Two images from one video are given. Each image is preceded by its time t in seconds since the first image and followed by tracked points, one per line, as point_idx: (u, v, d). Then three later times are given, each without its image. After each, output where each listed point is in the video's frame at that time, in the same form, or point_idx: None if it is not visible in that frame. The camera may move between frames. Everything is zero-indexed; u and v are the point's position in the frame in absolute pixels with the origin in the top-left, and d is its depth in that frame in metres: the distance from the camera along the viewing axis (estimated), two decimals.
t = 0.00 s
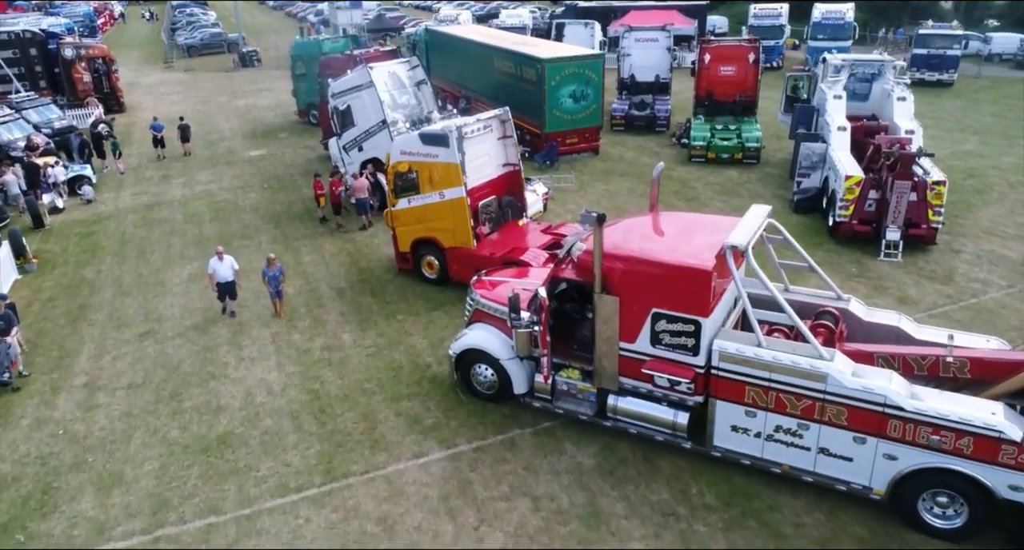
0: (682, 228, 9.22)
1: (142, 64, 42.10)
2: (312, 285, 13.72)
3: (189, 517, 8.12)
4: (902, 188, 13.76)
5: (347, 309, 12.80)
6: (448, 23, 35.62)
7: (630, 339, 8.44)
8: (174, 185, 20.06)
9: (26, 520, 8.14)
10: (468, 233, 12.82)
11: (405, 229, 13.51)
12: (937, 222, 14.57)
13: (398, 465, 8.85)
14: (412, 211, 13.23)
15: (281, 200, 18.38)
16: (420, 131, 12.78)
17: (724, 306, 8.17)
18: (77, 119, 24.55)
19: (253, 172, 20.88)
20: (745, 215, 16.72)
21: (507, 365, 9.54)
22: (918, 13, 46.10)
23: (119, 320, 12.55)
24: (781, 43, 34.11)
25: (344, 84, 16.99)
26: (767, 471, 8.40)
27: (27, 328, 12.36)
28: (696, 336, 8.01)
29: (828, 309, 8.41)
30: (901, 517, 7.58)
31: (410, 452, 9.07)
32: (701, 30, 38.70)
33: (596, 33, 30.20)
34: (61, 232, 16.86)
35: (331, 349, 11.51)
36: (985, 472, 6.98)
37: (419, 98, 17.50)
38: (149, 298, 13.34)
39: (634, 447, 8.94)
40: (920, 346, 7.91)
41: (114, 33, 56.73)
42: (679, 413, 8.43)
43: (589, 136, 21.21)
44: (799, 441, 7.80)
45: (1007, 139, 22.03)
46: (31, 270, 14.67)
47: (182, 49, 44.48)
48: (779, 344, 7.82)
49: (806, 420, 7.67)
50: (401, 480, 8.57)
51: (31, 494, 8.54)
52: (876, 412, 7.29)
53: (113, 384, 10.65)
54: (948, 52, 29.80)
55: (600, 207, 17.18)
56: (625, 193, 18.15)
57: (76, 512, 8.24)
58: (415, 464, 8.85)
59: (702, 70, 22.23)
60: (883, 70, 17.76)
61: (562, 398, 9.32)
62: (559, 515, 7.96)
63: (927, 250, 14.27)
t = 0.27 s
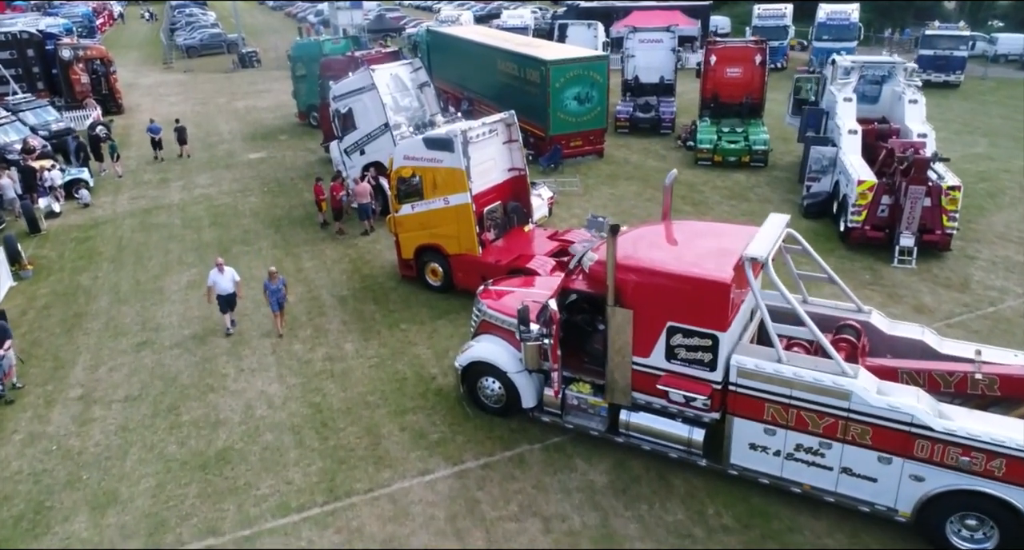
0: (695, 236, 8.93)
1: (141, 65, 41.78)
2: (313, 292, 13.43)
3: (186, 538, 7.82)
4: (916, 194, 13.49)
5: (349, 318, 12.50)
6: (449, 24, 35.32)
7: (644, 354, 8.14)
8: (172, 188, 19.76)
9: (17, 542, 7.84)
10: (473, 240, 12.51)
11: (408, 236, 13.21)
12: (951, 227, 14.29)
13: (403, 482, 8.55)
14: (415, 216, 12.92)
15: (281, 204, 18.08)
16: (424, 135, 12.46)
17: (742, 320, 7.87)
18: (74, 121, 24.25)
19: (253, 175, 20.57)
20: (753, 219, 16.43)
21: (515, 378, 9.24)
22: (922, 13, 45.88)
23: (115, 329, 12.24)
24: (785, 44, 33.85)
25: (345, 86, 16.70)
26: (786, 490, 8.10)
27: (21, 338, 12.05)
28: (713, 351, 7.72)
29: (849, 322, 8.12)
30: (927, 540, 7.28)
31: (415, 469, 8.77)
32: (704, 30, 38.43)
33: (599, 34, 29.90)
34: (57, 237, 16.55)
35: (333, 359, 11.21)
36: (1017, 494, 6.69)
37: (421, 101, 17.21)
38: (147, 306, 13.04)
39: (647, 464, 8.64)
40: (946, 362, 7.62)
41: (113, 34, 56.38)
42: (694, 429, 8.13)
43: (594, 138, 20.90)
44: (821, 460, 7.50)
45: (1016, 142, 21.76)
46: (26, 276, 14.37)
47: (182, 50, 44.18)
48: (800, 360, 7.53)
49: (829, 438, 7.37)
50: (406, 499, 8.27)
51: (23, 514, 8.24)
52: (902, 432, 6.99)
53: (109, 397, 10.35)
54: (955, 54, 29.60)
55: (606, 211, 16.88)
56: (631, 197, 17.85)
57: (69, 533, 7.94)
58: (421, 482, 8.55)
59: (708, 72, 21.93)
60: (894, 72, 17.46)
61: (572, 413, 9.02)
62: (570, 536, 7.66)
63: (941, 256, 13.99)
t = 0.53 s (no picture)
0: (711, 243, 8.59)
1: (139, 66, 41.45)
2: (314, 300, 13.12)
3: None
4: (931, 199, 13.17)
5: (352, 327, 12.19)
6: (450, 24, 35.03)
7: (660, 370, 7.83)
8: (171, 192, 19.44)
9: None
10: (479, 247, 12.19)
11: (412, 242, 12.90)
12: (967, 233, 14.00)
13: (409, 502, 8.23)
14: (419, 223, 12.59)
15: (281, 209, 17.77)
16: (428, 140, 12.10)
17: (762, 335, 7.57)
18: (71, 123, 23.92)
19: (253, 179, 20.26)
20: (763, 223, 16.11)
21: (524, 392, 8.93)
22: (926, 13, 45.62)
23: (112, 339, 11.93)
24: (789, 45, 33.59)
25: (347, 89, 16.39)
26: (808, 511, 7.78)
27: (14, 348, 11.72)
28: (733, 368, 7.41)
29: (873, 337, 7.82)
30: None
31: (422, 488, 8.46)
32: (708, 31, 38.15)
33: (602, 34, 29.60)
34: (53, 242, 16.24)
35: (335, 371, 10.90)
36: None
37: (424, 103, 16.91)
38: (144, 314, 12.72)
39: (662, 483, 8.32)
40: (976, 380, 7.32)
41: (111, 35, 56.08)
42: (712, 447, 7.84)
43: (599, 141, 20.62)
44: (846, 482, 7.20)
45: None
46: (20, 283, 14.05)
47: (181, 51, 43.87)
48: (824, 378, 7.21)
49: (855, 460, 7.06)
50: (412, 520, 7.96)
51: (13, 536, 7.91)
52: (934, 454, 6.68)
53: (104, 411, 10.03)
54: (962, 55, 29.42)
55: (612, 215, 16.57)
56: (638, 201, 17.53)
57: None
58: (427, 501, 8.24)
59: (714, 73, 21.63)
60: (905, 74, 17.18)
61: (583, 429, 8.70)
62: None
63: (957, 263, 13.69)
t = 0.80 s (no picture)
0: (729, 254, 8.29)
1: (138, 66, 41.12)
2: (316, 309, 12.79)
3: None
4: (949, 205, 12.77)
5: (354, 337, 11.87)
6: (452, 25, 34.71)
7: (678, 387, 7.52)
8: (169, 196, 19.11)
9: None
10: (486, 255, 11.85)
11: (416, 249, 12.58)
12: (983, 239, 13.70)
13: (416, 524, 7.91)
14: (424, 230, 12.26)
15: (282, 213, 17.45)
16: (433, 145, 11.78)
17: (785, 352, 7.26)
18: (69, 125, 23.60)
19: (253, 182, 19.94)
20: (773, 228, 15.80)
21: (534, 408, 8.59)
22: (930, 13, 45.33)
23: (108, 350, 11.60)
24: (794, 45, 33.28)
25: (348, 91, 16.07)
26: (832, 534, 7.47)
27: (8, 360, 11.40)
28: (755, 387, 7.10)
29: (899, 353, 7.51)
30: None
31: (429, 509, 8.14)
32: (711, 32, 37.84)
33: (606, 35, 29.29)
34: (49, 248, 15.91)
35: (338, 383, 10.57)
36: None
37: (427, 106, 16.58)
38: (141, 323, 12.40)
39: (678, 504, 8.01)
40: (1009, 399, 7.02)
41: (110, 35, 55.73)
42: (731, 467, 7.52)
43: (604, 144, 20.30)
44: (874, 506, 6.88)
45: None
46: (15, 291, 13.74)
47: (180, 51, 43.54)
48: (851, 397, 6.91)
49: (884, 483, 6.75)
50: (419, 544, 7.64)
51: None
52: (968, 479, 6.37)
53: (100, 426, 9.71)
54: (970, 56, 29.11)
55: (619, 220, 16.27)
56: (645, 205, 17.21)
57: None
58: (435, 523, 7.92)
59: (721, 75, 21.30)
60: (918, 76, 16.83)
61: (596, 447, 8.37)
62: None
63: (973, 270, 13.38)
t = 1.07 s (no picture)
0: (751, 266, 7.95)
1: (137, 67, 40.80)
2: (319, 317, 12.47)
3: None
4: (968, 211, 12.54)
5: (358, 347, 11.54)
6: (454, 25, 34.38)
7: (699, 406, 7.20)
8: (168, 200, 18.79)
9: None
10: (493, 263, 11.52)
11: (421, 256, 12.24)
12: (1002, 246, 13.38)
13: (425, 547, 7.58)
14: (430, 237, 11.93)
15: (283, 218, 17.12)
16: (439, 149, 11.45)
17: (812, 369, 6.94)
18: (66, 127, 23.27)
19: (253, 186, 19.62)
20: (785, 234, 15.48)
21: (547, 425, 8.27)
22: (935, 13, 44.97)
23: (105, 361, 11.28)
24: (800, 46, 32.97)
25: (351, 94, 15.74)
26: None
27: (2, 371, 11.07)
28: (781, 407, 6.77)
29: (931, 370, 7.20)
30: None
31: (438, 531, 7.81)
32: (716, 32, 37.52)
33: (610, 36, 28.98)
34: (45, 254, 15.58)
35: (342, 397, 10.23)
36: None
37: (431, 109, 16.25)
38: (139, 333, 12.07)
39: (698, 526, 7.68)
40: None
41: (109, 35, 55.41)
42: (754, 489, 7.19)
43: (611, 146, 19.97)
44: (906, 532, 6.57)
45: None
46: (10, 299, 13.41)
47: (179, 52, 43.22)
48: (883, 418, 6.59)
49: (917, 510, 6.43)
50: None
51: None
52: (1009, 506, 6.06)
53: (96, 442, 9.39)
54: (978, 58, 28.79)
55: (627, 225, 15.95)
56: (654, 209, 16.88)
57: None
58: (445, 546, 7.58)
59: (729, 76, 20.97)
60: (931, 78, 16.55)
61: (611, 466, 8.04)
62: None
63: (992, 278, 13.06)
